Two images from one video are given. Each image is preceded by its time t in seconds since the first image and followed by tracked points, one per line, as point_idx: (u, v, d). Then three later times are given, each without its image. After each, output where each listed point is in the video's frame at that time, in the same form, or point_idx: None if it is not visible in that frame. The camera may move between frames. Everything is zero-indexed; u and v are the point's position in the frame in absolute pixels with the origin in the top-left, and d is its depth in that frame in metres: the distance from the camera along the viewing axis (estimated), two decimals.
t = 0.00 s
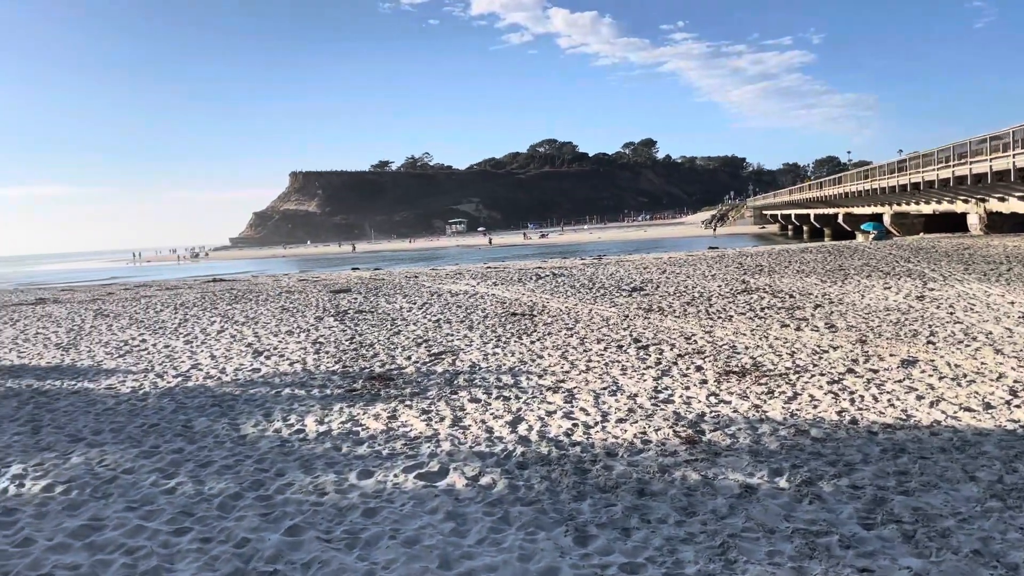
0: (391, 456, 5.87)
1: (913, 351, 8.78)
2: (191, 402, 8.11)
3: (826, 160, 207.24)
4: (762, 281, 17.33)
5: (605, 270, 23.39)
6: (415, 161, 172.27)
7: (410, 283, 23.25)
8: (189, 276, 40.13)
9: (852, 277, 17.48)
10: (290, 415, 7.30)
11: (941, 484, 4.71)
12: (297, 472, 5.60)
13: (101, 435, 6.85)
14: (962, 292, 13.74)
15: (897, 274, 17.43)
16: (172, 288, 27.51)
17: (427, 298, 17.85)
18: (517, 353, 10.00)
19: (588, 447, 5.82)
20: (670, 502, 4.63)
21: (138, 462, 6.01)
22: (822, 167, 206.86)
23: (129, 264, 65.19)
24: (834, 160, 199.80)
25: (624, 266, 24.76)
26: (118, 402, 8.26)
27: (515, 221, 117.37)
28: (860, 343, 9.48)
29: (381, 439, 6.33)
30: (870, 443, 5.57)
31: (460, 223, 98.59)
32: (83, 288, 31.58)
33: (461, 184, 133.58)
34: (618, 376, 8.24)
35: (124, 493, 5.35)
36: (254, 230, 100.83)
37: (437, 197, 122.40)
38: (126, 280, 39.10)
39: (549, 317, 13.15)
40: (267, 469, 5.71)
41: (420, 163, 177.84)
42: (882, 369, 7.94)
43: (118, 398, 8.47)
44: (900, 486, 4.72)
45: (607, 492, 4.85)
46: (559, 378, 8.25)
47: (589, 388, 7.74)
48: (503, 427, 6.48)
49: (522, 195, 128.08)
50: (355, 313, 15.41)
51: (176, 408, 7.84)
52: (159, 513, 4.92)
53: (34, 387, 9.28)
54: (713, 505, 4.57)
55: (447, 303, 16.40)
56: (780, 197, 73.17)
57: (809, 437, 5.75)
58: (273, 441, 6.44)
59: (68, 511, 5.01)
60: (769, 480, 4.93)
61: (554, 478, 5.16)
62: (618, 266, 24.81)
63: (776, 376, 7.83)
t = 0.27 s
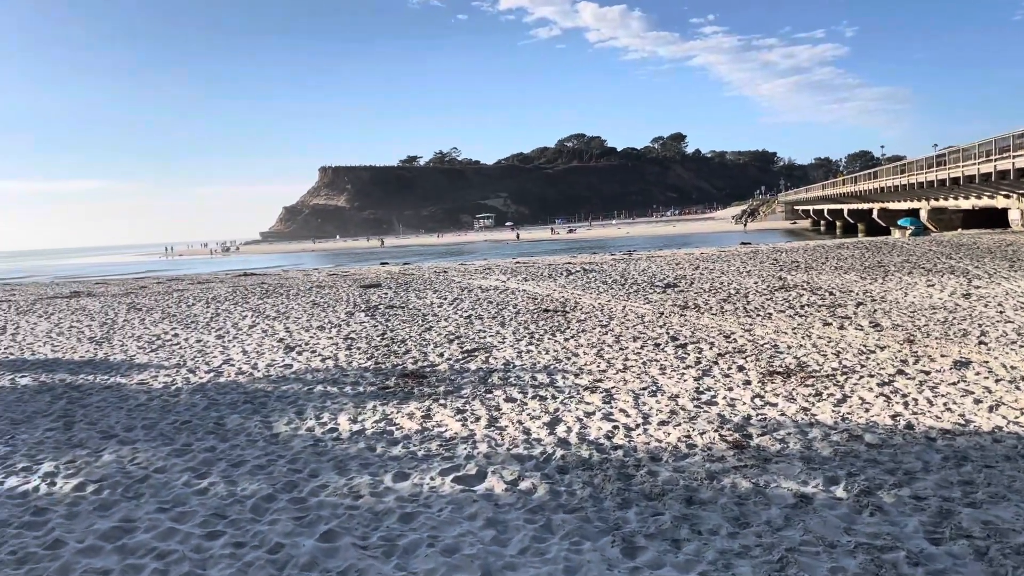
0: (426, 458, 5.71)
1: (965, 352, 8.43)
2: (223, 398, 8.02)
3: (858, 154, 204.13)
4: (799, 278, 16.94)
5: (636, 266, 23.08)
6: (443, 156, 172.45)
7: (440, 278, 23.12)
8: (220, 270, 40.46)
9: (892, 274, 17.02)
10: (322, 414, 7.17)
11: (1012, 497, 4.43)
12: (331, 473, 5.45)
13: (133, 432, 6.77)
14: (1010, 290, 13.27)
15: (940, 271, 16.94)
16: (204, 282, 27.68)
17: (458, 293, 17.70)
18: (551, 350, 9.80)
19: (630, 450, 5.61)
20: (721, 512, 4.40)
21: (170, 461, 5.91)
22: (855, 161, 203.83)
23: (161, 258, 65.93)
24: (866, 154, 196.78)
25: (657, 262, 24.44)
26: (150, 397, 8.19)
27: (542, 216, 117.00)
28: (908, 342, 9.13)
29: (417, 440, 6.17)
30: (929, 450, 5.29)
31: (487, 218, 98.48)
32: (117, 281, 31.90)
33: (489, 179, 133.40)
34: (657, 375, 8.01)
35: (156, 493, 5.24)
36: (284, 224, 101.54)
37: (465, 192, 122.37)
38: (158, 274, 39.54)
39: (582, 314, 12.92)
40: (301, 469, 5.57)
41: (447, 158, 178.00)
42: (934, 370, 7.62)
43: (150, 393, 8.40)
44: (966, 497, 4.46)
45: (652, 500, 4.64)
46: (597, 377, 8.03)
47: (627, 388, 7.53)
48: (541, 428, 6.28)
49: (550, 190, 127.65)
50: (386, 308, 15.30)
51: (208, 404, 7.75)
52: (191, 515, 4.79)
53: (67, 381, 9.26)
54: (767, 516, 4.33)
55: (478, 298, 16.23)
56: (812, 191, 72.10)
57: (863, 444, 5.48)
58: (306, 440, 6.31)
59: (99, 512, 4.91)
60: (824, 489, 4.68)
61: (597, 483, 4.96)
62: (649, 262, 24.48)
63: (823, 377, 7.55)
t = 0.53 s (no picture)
0: (465, 460, 5.56)
1: (1016, 353, 8.14)
2: (255, 397, 7.93)
3: (886, 150, 201.44)
4: (833, 276, 16.60)
5: (665, 263, 22.81)
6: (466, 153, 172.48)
7: (466, 275, 22.98)
8: (246, 266, 40.70)
9: (930, 272, 16.63)
10: (356, 413, 7.05)
11: None
12: (368, 476, 5.32)
13: (166, 431, 6.69)
14: None
15: (980, 269, 16.53)
16: (230, 278, 27.77)
17: (485, 291, 17.55)
18: (585, 349, 9.62)
19: (675, 454, 5.42)
20: (777, 522, 4.21)
21: (204, 461, 5.81)
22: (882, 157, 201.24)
23: (187, 254, 66.44)
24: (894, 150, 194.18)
25: (685, 259, 24.16)
26: (181, 395, 8.12)
27: (565, 212, 116.60)
28: (955, 343, 8.85)
29: (454, 442, 6.02)
30: (991, 457, 5.05)
31: (510, 215, 98.28)
32: (144, 277, 32.14)
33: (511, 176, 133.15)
34: (697, 376, 7.80)
35: (191, 494, 5.14)
36: (307, 221, 102.04)
37: (487, 188, 122.28)
38: (184, 269, 39.82)
39: (613, 312, 12.71)
40: (337, 471, 5.45)
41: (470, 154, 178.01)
42: (987, 373, 7.35)
43: (182, 391, 8.33)
44: None
45: (704, 508, 4.45)
46: (634, 378, 7.83)
47: (667, 389, 7.33)
48: (581, 430, 6.11)
49: (573, 186, 127.20)
50: (414, 305, 15.19)
51: (240, 403, 7.66)
52: (227, 518, 4.68)
53: (99, 378, 9.23)
54: (827, 527, 4.13)
55: (506, 296, 16.08)
56: (840, 188, 71.17)
57: (920, 450, 5.26)
58: (341, 441, 6.19)
59: (135, 514, 4.81)
60: (885, 498, 4.47)
61: (645, 489, 4.79)
62: (678, 259, 24.17)
63: (870, 379, 7.31)
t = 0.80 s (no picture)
0: (502, 462, 5.42)
1: None
2: (284, 395, 7.83)
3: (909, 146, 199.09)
4: (864, 274, 16.30)
5: (689, 261, 22.57)
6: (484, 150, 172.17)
7: (488, 273, 22.85)
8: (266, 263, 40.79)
9: (963, 270, 16.29)
10: (387, 413, 6.93)
11: None
12: (404, 478, 5.19)
13: (196, 431, 6.60)
14: None
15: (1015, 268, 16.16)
16: (252, 275, 27.82)
17: (509, 288, 17.41)
18: (615, 348, 9.45)
19: (720, 458, 5.25)
20: (834, 532, 4.04)
21: (235, 461, 5.71)
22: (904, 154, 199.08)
23: (208, 251, 66.77)
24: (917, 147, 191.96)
25: (709, 257, 23.88)
26: (210, 393, 8.04)
27: (584, 210, 116.21)
28: (999, 344, 8.59)
29: (489, 442, 5.88)
30: None
31: (528, 213, 98.06)
32: (167, 274, 32.31)
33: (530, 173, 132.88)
34: (734, 377, 7.61)
35: (224, 496, 5.04)
36: (327, 218, 102.37)
37: (506, 186, 122.12)
38: (206, 266, 40.01)
39: (641, 310, 12.50)
40: (372, 473, 5.32)
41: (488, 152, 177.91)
42: None
43: (210, 389, 8.26)
44: None
45: (756, 515, 4.28)
46: (669, 378, 7.65)
47: (705, 389, 7.15)
48: (620, 432, 5.95)
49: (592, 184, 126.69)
50: (438, 303, 15.07)
51: (270, 401, 7.57)
52: (262, 521, 4.56)
53: (126, 375, 9.18)
54: (887, 537, 3.95)
55: (531, 293, 15.92)
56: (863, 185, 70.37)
57: (977, 456, 5.06)
58: (374, 442, 6.07)
59: (168, 516, 4.71)
60: (946, 506, 4.28)
61: (692, 495, 4.62)
62: (702, 257, 23.90)
63: (915, 381, 7.09)
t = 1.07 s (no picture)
0: (533, 472, 5.27)
1: None
2: (307, 399, 7.72)
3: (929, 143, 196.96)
4: (891, 275, 16.01)
5: (710, 260, 22.31)
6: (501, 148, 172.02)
7: (507, 272, 22.70)
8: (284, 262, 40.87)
9: (993, 271, 15.96)
10: (412, 419, 6.79)
11: None
12: (433, 488, 5.05)
13: (219, 437, 6.50)
14: None
15: None
16: (271, 274, 27.84)
17: (529, 288, 17.25)
18: (642, 351, 9.26)
19: (759, 470, 5.07)
20: (885, 552, 3.85)
21: (259, 469, 5.59)
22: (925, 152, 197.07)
23: (226, 250, 67.05)
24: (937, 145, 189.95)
25: (731, 256, 23.61)
26: (232, 397, 7.94)
27: (600, 208, 115.80)
28: None
29: (518, 451, 5.73)
30: None
31: (545, 211, 97.82)
32: (186, 272, 32.39)
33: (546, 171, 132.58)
34: (767, 382, 7.41)
35: (249, 507, 4.92)
36: (344, 216, 102.58)
37: (522, 184, 121.94)
38: (224, 264, 40.16)
39: (665, 312, 12.31)
40: (399, 483, 5.18)
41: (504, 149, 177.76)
42: None
43: (232, 392, 8.16)
44: None
45: (801, 533, 4.10)
46: (700, 383, 7.46)
47: (737, 396, 6.95)
48: (653, 440, 5.78)
49: (608, 181, 126.25)
50: (459, 303, 14.93)
51: (292, 406, 7.46)
52: (288, 533, 4.43)
53: (147, 377, 9.10)
54: (943, 557, 3.76)
55: (552, 294, 15.76)
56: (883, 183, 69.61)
57: None
58: (400, 449, 5.93)
59: (192, 527, 4.59)
60: (1002, 524, 4.08)
61: (733, 509, 4.44)
62: (723, 257, 23.64)
63: (956, 388, 6.86)
